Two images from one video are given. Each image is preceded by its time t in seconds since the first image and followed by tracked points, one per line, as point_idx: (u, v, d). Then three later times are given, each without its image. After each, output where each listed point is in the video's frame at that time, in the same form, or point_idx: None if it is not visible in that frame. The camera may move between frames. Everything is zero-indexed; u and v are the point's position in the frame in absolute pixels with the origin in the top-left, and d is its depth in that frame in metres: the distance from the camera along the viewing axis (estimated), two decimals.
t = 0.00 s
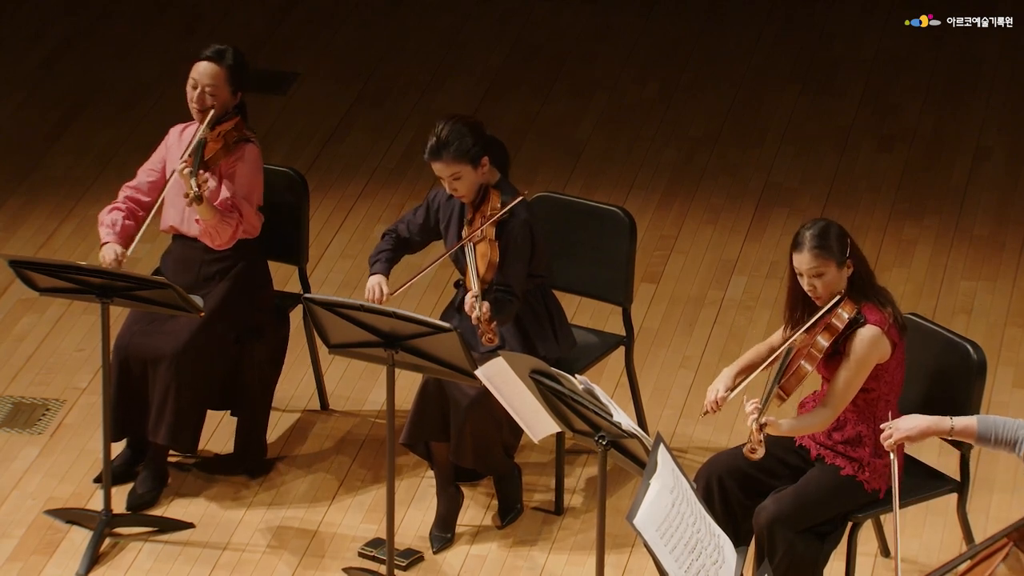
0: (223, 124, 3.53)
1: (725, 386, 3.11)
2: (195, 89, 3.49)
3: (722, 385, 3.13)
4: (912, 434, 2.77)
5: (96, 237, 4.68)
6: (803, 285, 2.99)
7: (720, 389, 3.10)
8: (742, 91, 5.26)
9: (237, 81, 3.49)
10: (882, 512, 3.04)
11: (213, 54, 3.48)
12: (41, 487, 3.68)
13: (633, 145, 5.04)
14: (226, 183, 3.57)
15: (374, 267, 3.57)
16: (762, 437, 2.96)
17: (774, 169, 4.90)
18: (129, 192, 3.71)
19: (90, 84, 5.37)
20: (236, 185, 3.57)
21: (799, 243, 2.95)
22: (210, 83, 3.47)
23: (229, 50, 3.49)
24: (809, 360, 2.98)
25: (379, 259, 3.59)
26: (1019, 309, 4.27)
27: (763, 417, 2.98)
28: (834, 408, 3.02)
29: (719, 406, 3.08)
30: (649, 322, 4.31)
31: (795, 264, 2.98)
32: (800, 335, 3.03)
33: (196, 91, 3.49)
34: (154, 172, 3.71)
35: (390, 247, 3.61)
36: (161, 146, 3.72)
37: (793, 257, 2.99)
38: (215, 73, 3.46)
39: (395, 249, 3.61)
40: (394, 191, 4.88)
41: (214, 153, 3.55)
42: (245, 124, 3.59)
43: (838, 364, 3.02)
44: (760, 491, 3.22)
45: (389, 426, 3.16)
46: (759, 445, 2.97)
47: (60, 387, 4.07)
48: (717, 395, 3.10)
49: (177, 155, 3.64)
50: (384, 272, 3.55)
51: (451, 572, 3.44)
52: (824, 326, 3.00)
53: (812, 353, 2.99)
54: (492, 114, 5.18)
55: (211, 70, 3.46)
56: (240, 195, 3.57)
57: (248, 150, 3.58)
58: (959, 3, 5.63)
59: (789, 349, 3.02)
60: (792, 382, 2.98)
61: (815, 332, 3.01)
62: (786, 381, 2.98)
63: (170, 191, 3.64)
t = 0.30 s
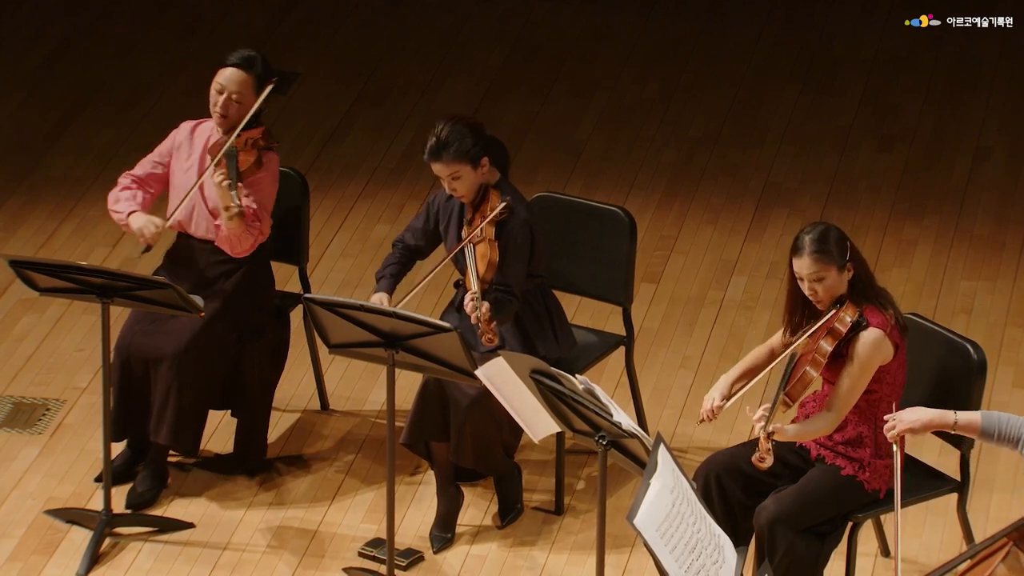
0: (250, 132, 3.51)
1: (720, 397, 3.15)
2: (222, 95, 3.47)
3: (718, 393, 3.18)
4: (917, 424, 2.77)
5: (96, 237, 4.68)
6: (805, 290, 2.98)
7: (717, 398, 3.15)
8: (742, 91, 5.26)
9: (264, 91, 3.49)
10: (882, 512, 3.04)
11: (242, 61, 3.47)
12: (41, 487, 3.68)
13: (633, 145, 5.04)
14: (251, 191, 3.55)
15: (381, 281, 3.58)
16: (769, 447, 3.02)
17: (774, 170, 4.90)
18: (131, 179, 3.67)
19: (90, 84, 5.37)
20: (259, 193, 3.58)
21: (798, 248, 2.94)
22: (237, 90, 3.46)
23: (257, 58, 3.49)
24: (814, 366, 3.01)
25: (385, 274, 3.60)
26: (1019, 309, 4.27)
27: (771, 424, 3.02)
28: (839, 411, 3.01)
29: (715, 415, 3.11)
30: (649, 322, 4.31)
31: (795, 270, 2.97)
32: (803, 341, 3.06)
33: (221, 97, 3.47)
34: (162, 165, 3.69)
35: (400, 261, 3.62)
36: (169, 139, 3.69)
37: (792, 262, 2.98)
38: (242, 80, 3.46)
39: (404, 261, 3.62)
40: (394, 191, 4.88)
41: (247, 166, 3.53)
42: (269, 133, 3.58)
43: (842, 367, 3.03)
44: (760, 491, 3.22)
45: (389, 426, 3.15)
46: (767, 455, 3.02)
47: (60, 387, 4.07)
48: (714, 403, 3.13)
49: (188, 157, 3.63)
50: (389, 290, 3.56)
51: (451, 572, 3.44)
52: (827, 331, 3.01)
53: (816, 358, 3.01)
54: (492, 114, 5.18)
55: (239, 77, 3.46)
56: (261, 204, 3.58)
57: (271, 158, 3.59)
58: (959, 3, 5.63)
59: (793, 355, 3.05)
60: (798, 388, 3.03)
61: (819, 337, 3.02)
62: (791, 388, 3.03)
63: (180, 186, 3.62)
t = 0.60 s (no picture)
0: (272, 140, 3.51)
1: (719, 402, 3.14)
2: (236, 104, 3.48)
3: (715, 398, 3.18)
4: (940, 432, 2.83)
5: (96, 237, 4.68)
6: (806, 294, 2.98)
7: (713, 403, 3.15)
8: (742, 91, 5.26)
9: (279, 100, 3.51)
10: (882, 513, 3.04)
11: (258, 70, 3.47)
12: (41, 487, 3.68)
13: (633, 145, 5.04)
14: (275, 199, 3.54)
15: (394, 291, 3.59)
16: (774, 454, 3.02)
17: (774, 170, 4.90)
18: (147, 171, 3.63)
19: (90, 84, 5.37)
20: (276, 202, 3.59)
21: (797, 253, 2.94)
22: (253, 100, 3.48)
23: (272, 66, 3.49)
24: (817, 371, 2.98)
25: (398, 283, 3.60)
26: (1019, 309, 4.27)
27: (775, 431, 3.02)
28: (842, 415, 3.01)
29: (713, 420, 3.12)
30: (649, 322, 4.31)
31: (794, 274, 2.97)
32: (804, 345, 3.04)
33: (236, 106, 3.48)
34: (172, 163, 3.66)
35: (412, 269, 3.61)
36: (175, 138, 3.67)
37: (791, 266, 2.98)
38: (257, 90, 3.47)
39: (418, 269, 3.62)
40: (394, 192, 4.88)
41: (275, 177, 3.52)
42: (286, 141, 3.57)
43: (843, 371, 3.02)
44: (760, 491, 3.22)
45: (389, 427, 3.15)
46: (772, 462, 3.03)
47: (60, 387, 4.07)
48: (712, 408, 3.13)
49: (199, 161, 3.63)
50: (403, 303, 3.56)
51: (451, 572, 3.44)
52: (829, 336, 2.99)
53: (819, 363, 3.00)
54: (492, 114, 5.19)
55: (253, 88, 3.46)
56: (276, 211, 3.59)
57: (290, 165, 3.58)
58: (959, 3, 5.62)
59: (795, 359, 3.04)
60: (801, 395, 2.99)
61: (820, 341, 3.01)
62: (793, 393, 3.00)
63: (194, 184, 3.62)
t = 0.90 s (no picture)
0: (264, 144, 3.53)
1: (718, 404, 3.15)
2: (228, 112, 3.48)
3: (714, 399, 3.18)
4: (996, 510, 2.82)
5: (96, 237, 4.68)
6: (806, 298, 2.98)
7: (712, 404, 3.15)
8: (742, 91, 5.26)
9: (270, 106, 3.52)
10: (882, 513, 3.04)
11: (247, 78, 3.46)
12: (41, 487, 3.68)
13: (633, 145, 5.04)
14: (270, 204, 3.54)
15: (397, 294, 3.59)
16: (775, 460, 3.03)
17: (774, 170, 4.90)
18: (147, 169, 3.61)
19: (90, 84, 5.37)
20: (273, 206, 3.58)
21: (797, 257, 2.94)
22: (243, 108, 3.48)
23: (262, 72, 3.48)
24: (818, 375, 3.00)
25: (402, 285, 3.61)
26: (1019, 309, 4.27)
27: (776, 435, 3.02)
28: (843, 418, 3.01)
29: (712, 421, 3.11)
30: (649, 322, 4.31)
31: (795, 278, 2.97)
32: (805, 348, 3.05)
33: (227, 115, 3.49)
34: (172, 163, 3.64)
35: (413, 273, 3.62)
36: (175, 139, 3.66)
37: (792, 270, 2.98)
38: (248, 99, 3.47)
39: (420, 273, 3.62)
40: (394, 192, 4.88)
41: (269, 182, 3.52)
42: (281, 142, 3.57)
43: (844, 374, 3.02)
44: (759, 492, 3.22)
45: (389, 427, 3.15)
46: (773, 469, 3.03)
47: (60, 387, 4.07)
48: (711, 410, 3.13)
49: (198, 163, 3.62)
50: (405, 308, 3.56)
51: (452, 572, 3.44)
52: (829, 339, 2.99)
53: (819, 367, 3.01)
54: (492, 114, 5.19)
55: (243, 96, 3.47)
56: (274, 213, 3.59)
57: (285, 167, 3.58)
58: (959, 3, 5.62)
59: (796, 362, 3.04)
60: (802, 399, 3.02)
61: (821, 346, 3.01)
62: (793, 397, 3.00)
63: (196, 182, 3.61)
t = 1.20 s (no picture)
0: (248, 145, 3.51)
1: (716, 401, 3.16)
2: (210, 116, 3.46)
3: (713, 396, 3.19)
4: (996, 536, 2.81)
5: (96, 237, 4.68)
6: (806, 299, 2.98)
7: (711, 402, 3.16)
8: (742, 91, 5.26)
9: (253, 106, 3.48)
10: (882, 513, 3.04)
11: (227, 83, 3.44)
12: (41, 487, 3.68)
13: (633, 145, 5.04)
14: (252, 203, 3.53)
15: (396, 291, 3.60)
16: (774, 463, 3.05)
17: (775, 170, 4.90)
18: (141, 170, 3.61)
19: (90, 84, 5.37)
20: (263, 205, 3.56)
21: (798, 258, 2.94)
22: (225, 112, 3.46)
23: (243, 75, 3.45)
24: (817, 378, 3.02)
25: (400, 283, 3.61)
26: (1019, 309, 4.27)
27: (776, 438, 3.03)
28: (843, 420, 3.01)
29: (708, 418, 3.14)
30: (649, 322, 4.31)
31: (795, 279, 2.97)
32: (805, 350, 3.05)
33: (209, 118, 3.46)
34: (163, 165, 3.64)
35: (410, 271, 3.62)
36: (166, 142, 3.65)
37: (792, 270, 2.98)
38: (228, 103, 3.45)
39: (418, 276, 3.62)
40: (394, 192, 4.88)
41: (250, 184, 3.50)
42: (268, 143, 3.55)
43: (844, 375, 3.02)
44: (760, 492, 3.22)
45: (389, 427, 3.15)
46: (773, 471, 3.05)
47: (60, 387, 4.07)
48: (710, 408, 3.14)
49: (189, 164, 3.61)
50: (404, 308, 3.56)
51: (452, 572, 3.44)
52: (829, 342, 2.99)
53: (819, 370, 3.02)
54: (492, 114, 5.19)
55: (223, 100, 3.44)
56: (264, 212, 3.57)
57: (271, 167, 3.55)
58: (959, 3, 5.62)
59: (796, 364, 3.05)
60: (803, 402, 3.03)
61: (820, 348, 3.02)
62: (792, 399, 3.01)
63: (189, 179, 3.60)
